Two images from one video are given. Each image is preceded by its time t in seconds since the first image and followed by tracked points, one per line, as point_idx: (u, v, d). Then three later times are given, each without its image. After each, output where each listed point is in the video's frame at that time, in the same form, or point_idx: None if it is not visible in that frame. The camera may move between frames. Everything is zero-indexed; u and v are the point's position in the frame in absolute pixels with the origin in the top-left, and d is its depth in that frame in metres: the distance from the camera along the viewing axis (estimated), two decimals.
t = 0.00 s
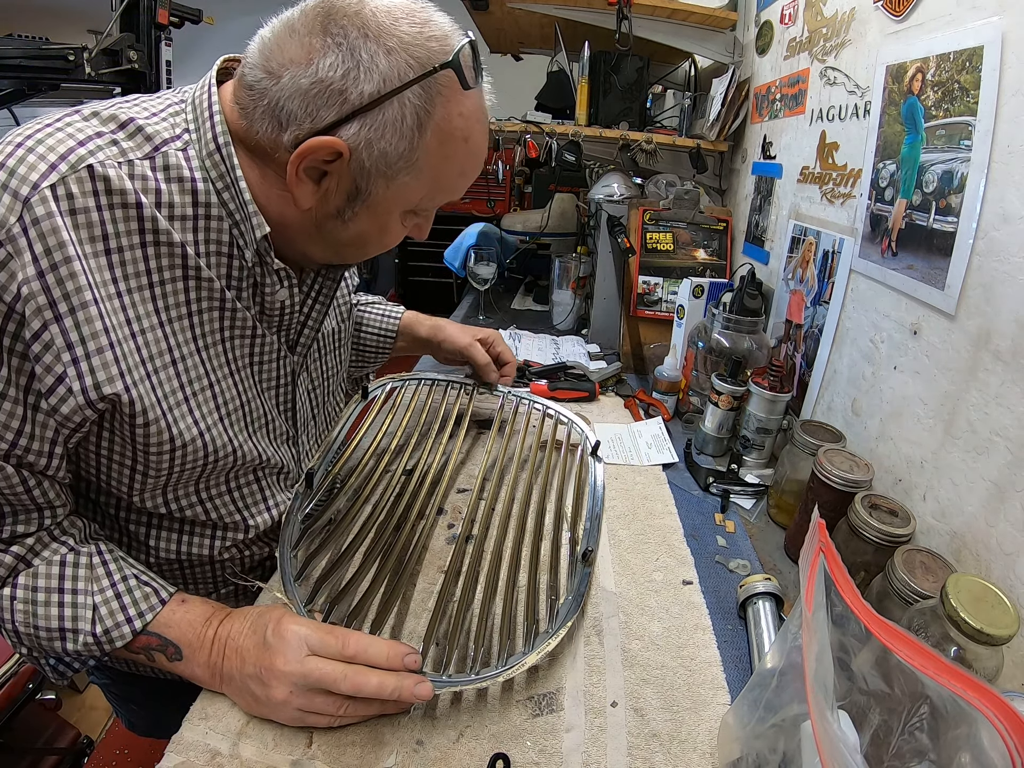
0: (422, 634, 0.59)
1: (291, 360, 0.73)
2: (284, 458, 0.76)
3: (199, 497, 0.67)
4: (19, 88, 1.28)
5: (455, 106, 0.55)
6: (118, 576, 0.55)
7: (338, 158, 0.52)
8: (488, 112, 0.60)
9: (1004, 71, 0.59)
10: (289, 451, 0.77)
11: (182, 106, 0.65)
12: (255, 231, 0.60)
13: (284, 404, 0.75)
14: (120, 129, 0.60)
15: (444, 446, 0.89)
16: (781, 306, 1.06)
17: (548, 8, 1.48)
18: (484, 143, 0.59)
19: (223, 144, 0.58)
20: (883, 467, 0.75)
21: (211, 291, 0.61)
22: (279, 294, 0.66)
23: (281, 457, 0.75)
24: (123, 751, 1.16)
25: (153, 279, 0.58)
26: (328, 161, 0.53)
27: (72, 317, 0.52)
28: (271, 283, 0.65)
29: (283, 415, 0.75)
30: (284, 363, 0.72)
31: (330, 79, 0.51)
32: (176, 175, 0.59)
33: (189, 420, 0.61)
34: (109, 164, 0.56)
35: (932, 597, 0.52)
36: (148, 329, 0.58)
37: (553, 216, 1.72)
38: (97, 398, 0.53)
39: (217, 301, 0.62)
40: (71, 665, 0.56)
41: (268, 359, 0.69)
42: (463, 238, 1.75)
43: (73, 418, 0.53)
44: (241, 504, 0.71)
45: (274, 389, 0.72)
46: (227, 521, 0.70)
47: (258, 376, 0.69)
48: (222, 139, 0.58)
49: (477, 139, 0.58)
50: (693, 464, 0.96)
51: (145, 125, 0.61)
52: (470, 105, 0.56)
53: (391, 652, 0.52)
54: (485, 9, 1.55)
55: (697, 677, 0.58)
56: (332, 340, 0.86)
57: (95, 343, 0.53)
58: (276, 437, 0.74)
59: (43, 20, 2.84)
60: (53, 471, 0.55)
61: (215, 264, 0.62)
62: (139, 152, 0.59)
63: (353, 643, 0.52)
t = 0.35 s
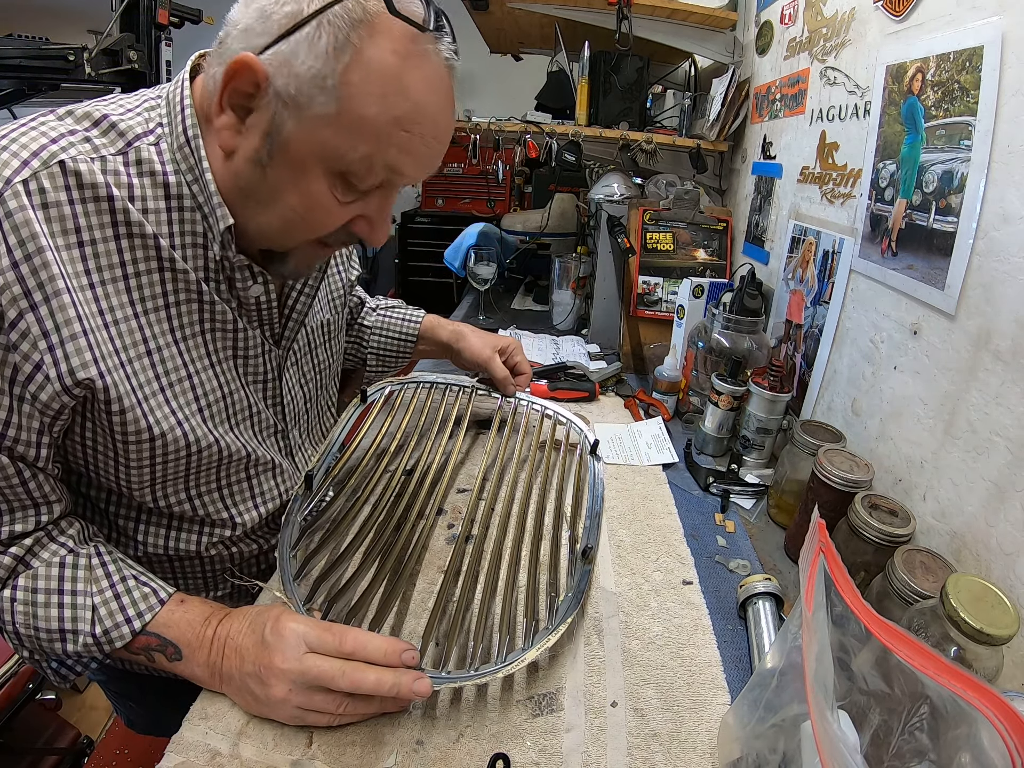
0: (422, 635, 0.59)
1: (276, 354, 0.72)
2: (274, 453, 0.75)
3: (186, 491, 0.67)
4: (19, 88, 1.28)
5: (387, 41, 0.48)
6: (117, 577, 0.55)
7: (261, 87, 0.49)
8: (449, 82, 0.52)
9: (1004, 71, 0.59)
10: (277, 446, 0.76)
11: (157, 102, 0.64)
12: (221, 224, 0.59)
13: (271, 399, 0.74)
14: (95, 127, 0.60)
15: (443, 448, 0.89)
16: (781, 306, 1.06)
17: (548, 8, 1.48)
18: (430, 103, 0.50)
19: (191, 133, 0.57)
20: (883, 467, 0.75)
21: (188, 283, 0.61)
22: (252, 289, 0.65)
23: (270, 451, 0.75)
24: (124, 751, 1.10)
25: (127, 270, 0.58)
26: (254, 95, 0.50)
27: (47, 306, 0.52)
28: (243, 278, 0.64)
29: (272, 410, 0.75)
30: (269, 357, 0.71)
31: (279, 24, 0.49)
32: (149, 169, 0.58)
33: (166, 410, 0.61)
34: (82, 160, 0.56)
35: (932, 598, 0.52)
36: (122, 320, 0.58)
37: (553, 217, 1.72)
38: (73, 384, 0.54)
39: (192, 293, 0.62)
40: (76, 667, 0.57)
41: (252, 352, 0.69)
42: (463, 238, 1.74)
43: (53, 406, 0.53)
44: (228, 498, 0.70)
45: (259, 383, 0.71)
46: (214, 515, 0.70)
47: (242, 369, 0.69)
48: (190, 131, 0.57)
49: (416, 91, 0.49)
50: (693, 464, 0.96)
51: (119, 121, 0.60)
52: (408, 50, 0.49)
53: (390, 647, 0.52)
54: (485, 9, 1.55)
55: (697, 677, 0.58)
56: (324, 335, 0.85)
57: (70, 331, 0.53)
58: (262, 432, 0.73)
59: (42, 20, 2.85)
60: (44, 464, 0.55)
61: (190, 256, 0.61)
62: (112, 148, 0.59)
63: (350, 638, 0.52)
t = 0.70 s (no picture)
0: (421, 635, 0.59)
1: (260, 353, 0.71)
2: (263, 451, 0.75)
3: (173, 493, 0.66)
4: (19, 88, 1.28)
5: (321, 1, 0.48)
6: (113, 577, 0.55)
7: (199, 52, 0.51)
8: (392, 48, 0.51)
9: (1004, 71, 0.59)
10: (265, 445, 0.76)
11: (127, 103, 0.65)
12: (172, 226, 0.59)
13: (258, 398, 0.73)
14: (63, 134, 0.60)
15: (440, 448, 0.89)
16: (781, 306, 1.07)
17: (548, 8, 1.48)
18: (361, 62, 0.48)
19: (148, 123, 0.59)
20: (883, 467, 0.75)
21: (161, 289, 0.60)
22: (224, 290, 0.65)
23: (258, 450, 0.74)
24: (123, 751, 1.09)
25: (97, 275, 0.58)
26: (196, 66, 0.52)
27: (20, 316, 0.52)
28: (212, 279, 0.64)
29: (259, 408, 0.74)
30: (253, 356, 0.70)
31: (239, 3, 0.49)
32: (115, 172, 0.59)
33: (144, 415, 0.61)
34: (48, 169, 0.56)
35: (932, 597, 0.52)
36: (96, 326, 0.57)
37: (553, 217, 1.71)
38: (50, 391, 0.53)
39: (167, 298, 0.61)
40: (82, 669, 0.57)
41: (235, 352, 0.68)
42: (463, 238, 1.74)
43: (34, 413, 0.53)
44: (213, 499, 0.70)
45: (244, 382, 0.71)
46: (201, 515, 0.69)
47: (225, 370, 0.68)
48: (150, 132, 0.58)
49: (348, 49, 0.48)
50: (693, 464, 0.96)
51: (86, 125, 0.61)
52: (342, 10, 0.48)
53: (372, 674, 0.50)
54: (485, 9, 1.55)
55: (697, 677, 0.58)
56: (312, 331, 0.84)
57: (42, 339, 0.53)
58: (247, 431, 0.73)
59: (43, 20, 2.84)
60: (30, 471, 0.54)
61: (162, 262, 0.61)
62: (81, 155, 0.59)
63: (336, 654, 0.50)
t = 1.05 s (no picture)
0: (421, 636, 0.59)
1: (256, 357, 0.71)
2: (260, 455, 0.75)
3: (169, 502, 0.66)
4: (19, 88, 1.28)
5: None
6: (81, 576, 0.53)
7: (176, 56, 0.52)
8: (372, 44, 0.50)
9: (1004, 71, 0.59)
10: (263, 449, 0.75)
11: (109, 113, 0.64)
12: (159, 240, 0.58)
13: (254, 402, 0.73)
14: (46, 149, 0.59)
15: (440, 447, 0.89)
16: (781, 306, 1.07)
17: (548, 8, 1.48)
18: (337, 56, 0.48)
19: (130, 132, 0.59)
20: (883, 467, 0.75)
21: (152, 302, 0.60)
22: (216, 299, 0.66)
23: (255, 454, 0.74)
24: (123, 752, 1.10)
25: (87, 293, 0.57)
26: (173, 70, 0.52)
27: (9, 341, 0.51)
28: (203, 290, 0.64)
29: (255, 412, 0.74)
30: (249, 361, 0.70)
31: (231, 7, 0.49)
32: (99, 186, 0.58)
33: (137, 428, 0.60)
34: (31, 189, 0.55)
35: (932, 597, 0.52)
36: (86, 343, 0.57)
37: (553, 217, 1.72)
38: (41, 413, 0.53)
39: (160, 311, 0.61)
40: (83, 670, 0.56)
41: (229, 359, 0.68)
42: (463, 238, 1.74)
43: (27, 434, 0.53)
44: (210, 506, 0.70)
45: (240, 388, 0.71)
46: (198, 520, 0.69)
47: (221, 376, 0.68)
48: (133, 144, 0.57)
49: (325, 43, 0.47)
50: (693, 464, 0.96)
51: (68, 139, 0.60)
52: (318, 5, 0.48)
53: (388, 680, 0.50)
54: (485, 9, 1.55)
55: (697, 677, 0.58)
56: (308, 331, 0.84)
57: (32, 363, 0.52)
58: (243, 437, 0.73)
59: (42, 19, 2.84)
60: (23, 486, 0.54)
61: (155, 276, 0.61)
62: (64, 170, 0.58)
63: (349, 692, 0.48)
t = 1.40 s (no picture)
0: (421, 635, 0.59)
1: (257, 357, 0.71)
2: (260, 455, 0.74)
3: (170, 503, 0.66)
4: (19, 88, 1.29)
5: None
6: (77, 565, 0.53)
7: (180, 53, 0.52)
8: (375, 41, 0.51)
9: (1004, 71, 0.59)
10: (264, 449, 0.75)
11: (112, 110, 0.64)
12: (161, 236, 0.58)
13: (256, 402, 0.73)
14: (49, 145, 0.59)
15: (440, 447, 0.89)
16: (781, 306, 1.07)
17: (548, 8, 1.48)
18: (342, 51, 0.48)
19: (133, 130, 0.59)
20: (883, 467, 0.75)
21: (155, 298, 0.60)
22: (218, 298, 0.65)
23: (255, 455, 0.74)
24: (123, 752, 1.10)
25: (89, 288, 0.57)
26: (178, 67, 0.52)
27: (12, 334, 0.51)
28: (206, 288, 0.64)
29: (256, 412, 0.74)
30: (251, 361, 0.70)
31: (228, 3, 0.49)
32: (104, 181, 0.58)
33: (137, 425, 0.60)
34: (35, 183, 0.55)
35: (932, 597, 0.52)
36: (89, 338, 0.57)
37: (553, 217, 1.72)
38: (42, 407, 0.53)
39: (162, 307, 0.61)
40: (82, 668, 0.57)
41: (232, 357, 0.68)
42: (463, 238, 1.74)
43: (29, 429, 0.52)
44: (211, 507, 0.70)
45: (242, 387, 0.70)
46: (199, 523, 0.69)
47: (222, 375, 0.68)
48: (137, 141, 0.58)
49: (330, 38, 0.48)
50: (693, 464, 0.96)
51: (72, 136, 0.60)
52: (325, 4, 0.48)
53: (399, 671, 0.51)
54: (485, 9, 1.55)
55: (697, 677, 0.58)
56: (311, 331, 0.84)
57: (34, 356, 0.52)
58: (244, 437, 0.72)
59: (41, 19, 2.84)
60: (24, 485, 0.54)
61: (158, 272, 0.61)
62: (67, 166, 0.58)
63: (369, 685, 0.49)
